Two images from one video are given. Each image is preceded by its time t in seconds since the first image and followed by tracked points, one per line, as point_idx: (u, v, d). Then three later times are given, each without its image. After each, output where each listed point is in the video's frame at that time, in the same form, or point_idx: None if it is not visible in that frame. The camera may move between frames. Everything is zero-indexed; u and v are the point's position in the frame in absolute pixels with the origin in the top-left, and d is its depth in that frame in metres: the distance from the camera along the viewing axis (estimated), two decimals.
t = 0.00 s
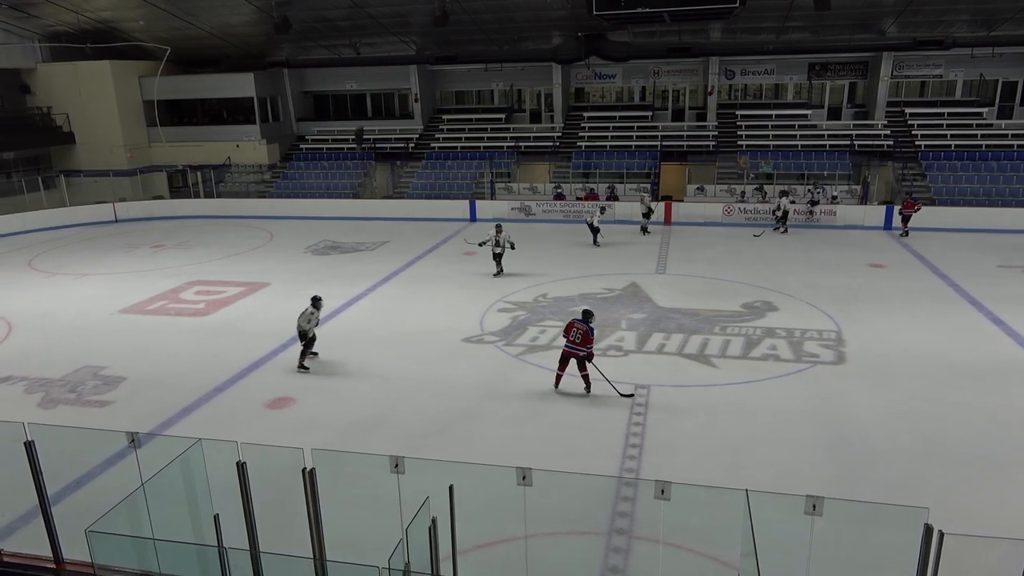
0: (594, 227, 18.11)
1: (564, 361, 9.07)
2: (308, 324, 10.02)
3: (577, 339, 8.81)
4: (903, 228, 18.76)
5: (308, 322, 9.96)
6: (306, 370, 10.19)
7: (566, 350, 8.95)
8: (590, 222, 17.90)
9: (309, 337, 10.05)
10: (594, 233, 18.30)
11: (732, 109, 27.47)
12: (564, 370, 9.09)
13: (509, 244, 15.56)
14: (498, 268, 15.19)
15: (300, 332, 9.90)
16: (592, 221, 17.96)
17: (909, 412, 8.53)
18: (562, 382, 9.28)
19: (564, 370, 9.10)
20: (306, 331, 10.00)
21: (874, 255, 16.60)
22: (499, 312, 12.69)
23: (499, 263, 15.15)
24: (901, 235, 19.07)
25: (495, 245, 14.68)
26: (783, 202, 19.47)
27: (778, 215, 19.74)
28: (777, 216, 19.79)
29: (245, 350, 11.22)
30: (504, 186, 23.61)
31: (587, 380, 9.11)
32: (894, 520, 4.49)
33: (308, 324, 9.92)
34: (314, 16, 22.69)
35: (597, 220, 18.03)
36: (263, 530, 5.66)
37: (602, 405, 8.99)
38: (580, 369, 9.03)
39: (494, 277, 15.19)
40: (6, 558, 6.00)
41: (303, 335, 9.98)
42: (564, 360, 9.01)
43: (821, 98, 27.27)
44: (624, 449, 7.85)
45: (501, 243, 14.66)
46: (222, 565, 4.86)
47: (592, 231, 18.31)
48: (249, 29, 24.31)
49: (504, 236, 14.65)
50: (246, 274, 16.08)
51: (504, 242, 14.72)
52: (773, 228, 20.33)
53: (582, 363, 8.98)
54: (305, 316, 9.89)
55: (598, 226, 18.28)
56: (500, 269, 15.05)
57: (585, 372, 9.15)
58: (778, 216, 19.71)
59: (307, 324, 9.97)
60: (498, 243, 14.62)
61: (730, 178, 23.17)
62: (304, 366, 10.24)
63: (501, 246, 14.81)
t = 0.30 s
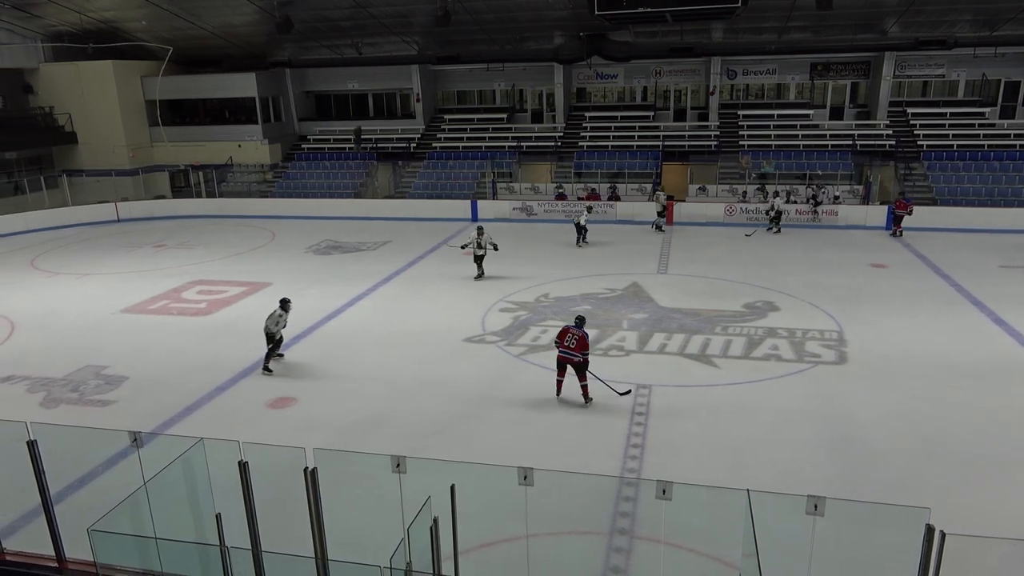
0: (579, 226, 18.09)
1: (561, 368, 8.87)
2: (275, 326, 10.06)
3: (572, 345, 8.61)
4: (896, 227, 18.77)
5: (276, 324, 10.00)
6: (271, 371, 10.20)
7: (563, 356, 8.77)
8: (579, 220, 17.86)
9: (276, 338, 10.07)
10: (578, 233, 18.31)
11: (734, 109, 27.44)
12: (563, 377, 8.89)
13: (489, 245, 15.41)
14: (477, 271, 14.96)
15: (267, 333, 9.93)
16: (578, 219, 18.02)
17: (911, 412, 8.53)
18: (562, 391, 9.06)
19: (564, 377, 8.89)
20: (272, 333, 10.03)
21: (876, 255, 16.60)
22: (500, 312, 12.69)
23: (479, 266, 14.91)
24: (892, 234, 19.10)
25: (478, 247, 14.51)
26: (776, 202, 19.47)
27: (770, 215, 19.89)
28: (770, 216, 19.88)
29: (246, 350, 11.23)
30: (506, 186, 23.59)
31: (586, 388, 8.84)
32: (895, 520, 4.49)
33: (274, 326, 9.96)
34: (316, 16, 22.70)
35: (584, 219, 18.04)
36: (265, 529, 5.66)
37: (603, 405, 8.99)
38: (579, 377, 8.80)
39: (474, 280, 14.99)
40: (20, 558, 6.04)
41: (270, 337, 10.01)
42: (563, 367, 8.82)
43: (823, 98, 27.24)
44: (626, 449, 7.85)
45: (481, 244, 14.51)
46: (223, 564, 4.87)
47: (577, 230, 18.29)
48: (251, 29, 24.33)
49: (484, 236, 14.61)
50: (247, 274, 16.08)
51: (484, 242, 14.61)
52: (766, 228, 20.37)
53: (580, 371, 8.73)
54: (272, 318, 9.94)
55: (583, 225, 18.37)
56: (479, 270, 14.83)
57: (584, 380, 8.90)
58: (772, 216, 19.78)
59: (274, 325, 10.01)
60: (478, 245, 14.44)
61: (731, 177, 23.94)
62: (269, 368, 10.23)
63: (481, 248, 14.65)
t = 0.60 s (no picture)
0: (567, 225, 18.28)
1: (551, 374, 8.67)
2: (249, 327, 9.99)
3: (558, 350, 8.40)
4: (890, 227, 18.79)
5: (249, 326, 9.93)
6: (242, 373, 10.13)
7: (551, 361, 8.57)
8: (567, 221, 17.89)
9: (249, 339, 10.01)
10: (566, 231, 18.44)
11: (735, 109, 27.44)
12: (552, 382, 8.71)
13: (470, 247, 15.26)
14: (458, 273, 14.75)
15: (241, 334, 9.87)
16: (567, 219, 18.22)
17: (912, 412, 8.52)
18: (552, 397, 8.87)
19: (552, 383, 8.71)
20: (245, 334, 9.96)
21: (877, 255, 16.60)
22: (501, 312, 12.69)
23: (460, 269, 14.69)
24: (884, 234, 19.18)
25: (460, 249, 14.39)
26: (772, 202, 19.48)
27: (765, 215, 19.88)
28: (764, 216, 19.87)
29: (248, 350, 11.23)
30: (507, 186, 23.56)
31: (572, 396, 8.58)
32: (895, 521, 4.49)
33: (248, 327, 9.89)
34: (317, 16, 22.71)
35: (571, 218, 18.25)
36: (266, 529, 5.66)
37: (605, 405, 8.98)
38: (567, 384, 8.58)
39: (455, 284, 14.67)
40: (24, 558, 6.04)
41: (242, 339, 9.93)
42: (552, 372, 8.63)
43: (824, 98, 27.22)
44: (627, 449, 7.84)
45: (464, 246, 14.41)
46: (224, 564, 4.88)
47: (565, 229, 18.43)
48: (252, 29, 24.35)
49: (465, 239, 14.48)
50: (248, 275, 16.06)
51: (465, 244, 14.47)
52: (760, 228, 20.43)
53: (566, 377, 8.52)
54: (245, 319, 9.87)
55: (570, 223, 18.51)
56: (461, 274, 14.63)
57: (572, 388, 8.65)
58: (767, 217, 19.73)
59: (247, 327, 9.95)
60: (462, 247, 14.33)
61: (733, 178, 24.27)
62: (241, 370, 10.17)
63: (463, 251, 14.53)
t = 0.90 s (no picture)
0: (552, 224, 18.44)
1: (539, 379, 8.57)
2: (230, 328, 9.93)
3: (547, 356, 8.29)
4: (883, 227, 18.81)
5: (229, 326, 9.87)
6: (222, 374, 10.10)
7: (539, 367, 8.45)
8: (552, 219, 18.13)
9: (228, 340, 9.93)
10: (551, 230, 18.66)
11: (735, 109, 27.44)
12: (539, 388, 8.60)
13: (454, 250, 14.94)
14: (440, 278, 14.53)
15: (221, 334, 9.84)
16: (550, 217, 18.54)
17: (912, 412, 8.52)
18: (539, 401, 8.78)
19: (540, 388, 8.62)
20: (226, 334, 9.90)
21: (877, 255, 16.60)
22: (502, 312, 12.69)
23: (443, 273, 14.45)
24: (877, 234, 19.19)
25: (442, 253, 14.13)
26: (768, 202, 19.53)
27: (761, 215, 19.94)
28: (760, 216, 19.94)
29: (248, 349, 11.24)
30: (508, 186, 23.54)
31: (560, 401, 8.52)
32: (894, 521, 4.49)
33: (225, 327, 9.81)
34: (318, 16, 22.72)
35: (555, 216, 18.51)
36: (267, 530, 5.67)
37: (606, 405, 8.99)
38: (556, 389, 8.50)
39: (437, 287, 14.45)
40: (25, 558, 6.04)
41: (223, 340, 9.88)
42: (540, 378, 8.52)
43: (825, 98, 27.21)
44: (628, 449, 7.84)
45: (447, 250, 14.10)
46: (225, 563, 4.89)
47: (549, 228, 18.62)
48: (253, 29, 24.36)
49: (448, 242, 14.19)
50: (248, 275, 16.06)
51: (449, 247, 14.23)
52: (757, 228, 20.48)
53: (556, 382, 8.44)
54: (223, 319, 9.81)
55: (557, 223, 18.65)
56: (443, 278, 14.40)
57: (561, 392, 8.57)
58: (763, 218, 19.81)
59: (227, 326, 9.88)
60: (445, 251, 14.06)
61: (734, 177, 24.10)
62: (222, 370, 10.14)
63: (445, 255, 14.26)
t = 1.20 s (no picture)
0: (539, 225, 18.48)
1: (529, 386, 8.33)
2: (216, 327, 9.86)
3: (542, 363, 8.06)
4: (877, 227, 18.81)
5: (215, 325, 9.84)
6: (215, 374, 10.13)
7: (531, 373, 8.22)
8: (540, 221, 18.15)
9: (215, 339, 9.89)
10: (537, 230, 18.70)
11: (736, 109, 27.44)
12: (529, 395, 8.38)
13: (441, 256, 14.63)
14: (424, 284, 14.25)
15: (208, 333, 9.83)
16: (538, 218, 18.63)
17: (913, 412, 8.52)
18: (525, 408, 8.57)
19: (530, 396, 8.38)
20: (213, 333, 9.87)
21: (877, 255, 16.60)
22: (502, 312, 12.69)
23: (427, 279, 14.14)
24: (871, 234, 19.18)
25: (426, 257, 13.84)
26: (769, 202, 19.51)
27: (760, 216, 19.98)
28: (758, 216, 19.96)
29: (248, 350, 11.24)
30: (508, 186, 23.52)
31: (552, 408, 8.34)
32: (894, 521, 4.49)
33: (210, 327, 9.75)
34: (318, 16, 22.72)
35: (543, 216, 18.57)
36: (267, 529, 5.68)
37: (606, 405, 8.99)
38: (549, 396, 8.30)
39: (418, 292, 14.18)
40: (26, 558, 6.05)
41: (212, 339, 9.88)
42: (530, 386, 8.28)
43: (826, 98, 27.21)
44: (628, 449, 7.84)
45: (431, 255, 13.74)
46: (225, 563, 4.89)
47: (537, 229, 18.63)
48: (253, 29, 24.36)
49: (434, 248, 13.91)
50: (249, 275, 16.05)
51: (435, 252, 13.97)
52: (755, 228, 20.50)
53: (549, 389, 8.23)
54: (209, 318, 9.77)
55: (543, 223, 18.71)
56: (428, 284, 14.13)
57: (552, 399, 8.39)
58: (761, 219, 19.85)
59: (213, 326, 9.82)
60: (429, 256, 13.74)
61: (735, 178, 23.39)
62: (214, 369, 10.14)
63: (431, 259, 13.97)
